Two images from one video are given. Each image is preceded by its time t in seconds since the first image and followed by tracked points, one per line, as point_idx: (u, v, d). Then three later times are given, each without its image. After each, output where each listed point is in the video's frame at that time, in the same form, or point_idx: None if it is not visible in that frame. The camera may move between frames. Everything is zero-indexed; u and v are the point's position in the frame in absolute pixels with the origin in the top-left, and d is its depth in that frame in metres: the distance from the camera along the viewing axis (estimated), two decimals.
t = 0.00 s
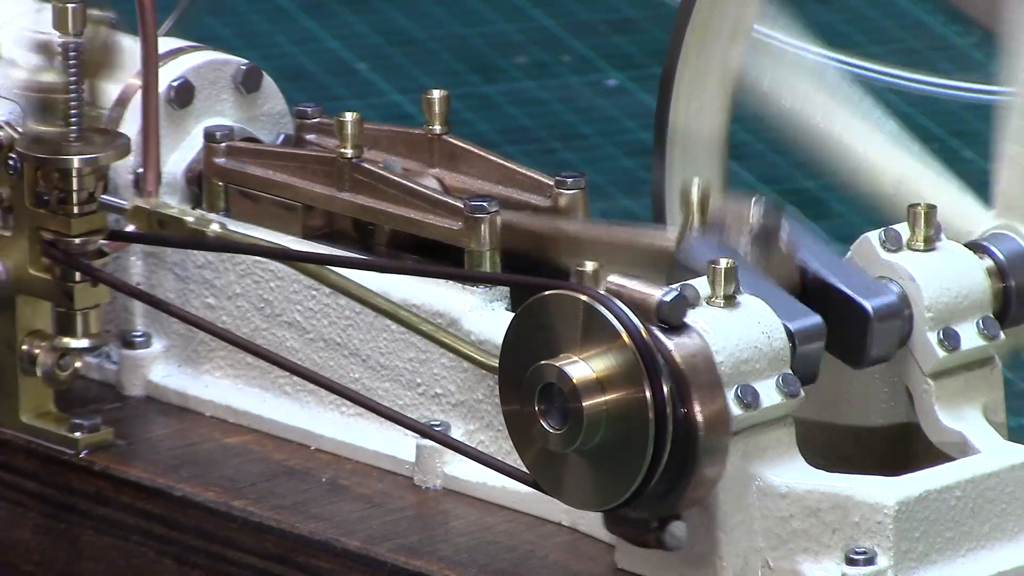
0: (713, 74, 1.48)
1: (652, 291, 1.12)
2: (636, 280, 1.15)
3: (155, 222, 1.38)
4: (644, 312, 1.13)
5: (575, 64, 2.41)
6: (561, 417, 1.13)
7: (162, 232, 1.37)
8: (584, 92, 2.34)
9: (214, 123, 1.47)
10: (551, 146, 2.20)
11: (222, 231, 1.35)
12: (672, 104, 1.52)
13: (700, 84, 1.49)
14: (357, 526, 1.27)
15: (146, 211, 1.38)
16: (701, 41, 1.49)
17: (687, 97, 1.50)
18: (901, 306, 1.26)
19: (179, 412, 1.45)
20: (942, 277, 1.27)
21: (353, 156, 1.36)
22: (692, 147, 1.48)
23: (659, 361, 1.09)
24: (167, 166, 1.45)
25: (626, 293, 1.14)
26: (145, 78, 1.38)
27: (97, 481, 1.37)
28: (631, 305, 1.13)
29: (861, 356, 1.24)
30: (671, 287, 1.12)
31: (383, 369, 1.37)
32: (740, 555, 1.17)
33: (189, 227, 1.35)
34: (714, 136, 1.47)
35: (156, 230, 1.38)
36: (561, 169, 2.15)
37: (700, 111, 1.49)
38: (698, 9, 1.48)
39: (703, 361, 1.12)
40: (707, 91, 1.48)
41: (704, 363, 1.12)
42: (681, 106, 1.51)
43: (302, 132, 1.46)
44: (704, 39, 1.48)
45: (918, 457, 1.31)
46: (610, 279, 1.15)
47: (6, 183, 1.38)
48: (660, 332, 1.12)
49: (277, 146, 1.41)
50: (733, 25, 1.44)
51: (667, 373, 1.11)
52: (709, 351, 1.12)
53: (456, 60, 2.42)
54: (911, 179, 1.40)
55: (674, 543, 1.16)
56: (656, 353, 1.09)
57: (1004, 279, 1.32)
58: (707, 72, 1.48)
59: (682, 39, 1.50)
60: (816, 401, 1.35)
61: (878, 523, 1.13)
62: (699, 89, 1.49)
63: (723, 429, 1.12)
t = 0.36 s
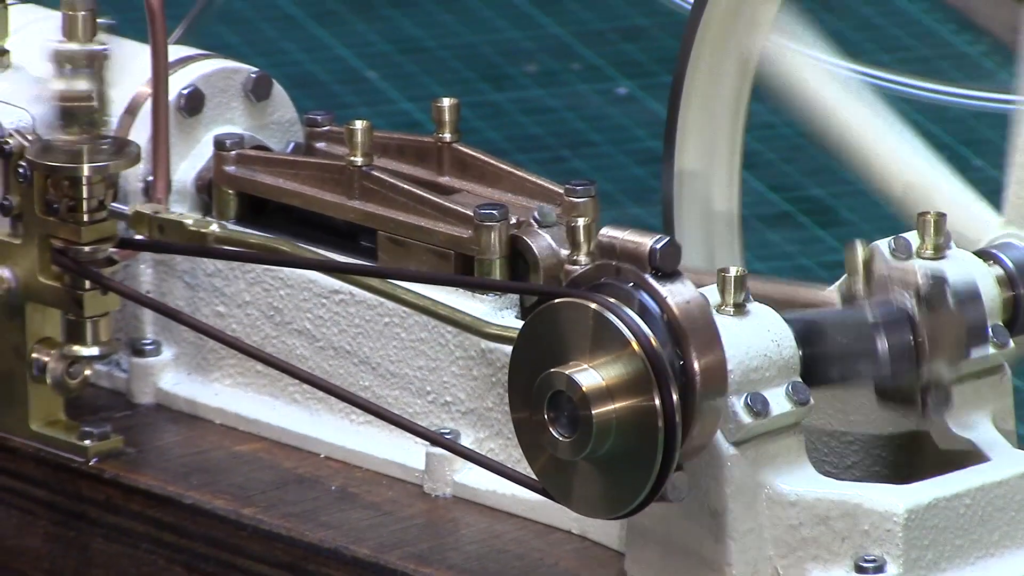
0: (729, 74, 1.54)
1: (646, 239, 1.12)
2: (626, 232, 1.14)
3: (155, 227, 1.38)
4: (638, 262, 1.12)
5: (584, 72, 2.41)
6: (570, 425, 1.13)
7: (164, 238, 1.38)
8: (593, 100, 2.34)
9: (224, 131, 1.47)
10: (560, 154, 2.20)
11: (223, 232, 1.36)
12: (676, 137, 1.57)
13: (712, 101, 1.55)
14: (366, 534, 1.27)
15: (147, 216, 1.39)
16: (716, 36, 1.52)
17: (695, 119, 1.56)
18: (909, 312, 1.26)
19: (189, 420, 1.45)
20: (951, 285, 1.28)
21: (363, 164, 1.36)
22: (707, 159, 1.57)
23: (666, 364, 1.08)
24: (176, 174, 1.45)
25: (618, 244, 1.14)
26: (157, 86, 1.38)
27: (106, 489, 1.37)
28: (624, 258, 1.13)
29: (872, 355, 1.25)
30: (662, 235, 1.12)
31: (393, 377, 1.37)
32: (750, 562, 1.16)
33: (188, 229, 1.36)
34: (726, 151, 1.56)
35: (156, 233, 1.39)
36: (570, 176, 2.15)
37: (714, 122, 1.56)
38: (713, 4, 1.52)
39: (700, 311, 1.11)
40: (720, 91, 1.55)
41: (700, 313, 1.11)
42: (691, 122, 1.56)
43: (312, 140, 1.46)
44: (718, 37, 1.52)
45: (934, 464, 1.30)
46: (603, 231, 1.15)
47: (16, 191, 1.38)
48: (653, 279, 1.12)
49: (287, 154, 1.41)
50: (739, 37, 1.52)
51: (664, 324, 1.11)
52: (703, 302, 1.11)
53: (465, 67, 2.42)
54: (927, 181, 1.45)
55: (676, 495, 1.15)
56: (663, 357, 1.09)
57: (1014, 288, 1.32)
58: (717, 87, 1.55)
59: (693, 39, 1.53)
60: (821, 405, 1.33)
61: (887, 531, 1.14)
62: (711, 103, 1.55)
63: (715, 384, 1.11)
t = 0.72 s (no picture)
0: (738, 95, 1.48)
1: (692, 288, 1.12)
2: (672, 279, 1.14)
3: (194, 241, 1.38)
4: (684, 310, 1.13)
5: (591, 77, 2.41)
6: (582, 432, 1.14)
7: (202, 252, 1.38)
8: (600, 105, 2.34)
9: (236, 139, 1.47)
10: (574, 162, 2.14)
11: (261, 250, 1.36)
12: (690, 143, 1.51)
13: (725, 100, 1.48)
14: (379, 542, 1.27)
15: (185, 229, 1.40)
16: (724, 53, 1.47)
17: (707, 118, 1.50)
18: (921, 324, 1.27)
19: (202, 427, 1.45)
20: (963, 292, 1.28)
21: (376, 171, 1.36)
22: (719, 169, 1.51)
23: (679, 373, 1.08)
24: (189, 181, 1.45)
25: (664, 291, 1.14)
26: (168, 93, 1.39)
27: (119, 496, 1.37)
28: (669, 305, 1.13)
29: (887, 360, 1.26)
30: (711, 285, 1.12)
31: (406, 384, 1.37)
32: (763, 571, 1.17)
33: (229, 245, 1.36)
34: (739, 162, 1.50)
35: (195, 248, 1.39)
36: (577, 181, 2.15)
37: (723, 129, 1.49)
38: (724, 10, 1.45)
39: (744, 359, 1.12)
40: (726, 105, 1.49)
41: (743, 359, 1.11)
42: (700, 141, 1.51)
43: (324, 147, 1.46)
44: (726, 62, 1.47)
45: (938, 472, 1.31)
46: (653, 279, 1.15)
47: (29, 198, 1.37)
48: (699, 328, 1.12)
49: (299, 161, 1.41)
50: (744, 66, 1.47)
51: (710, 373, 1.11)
52: (747, 349, 1.12)
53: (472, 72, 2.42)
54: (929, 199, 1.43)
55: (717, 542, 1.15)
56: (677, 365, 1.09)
57: None
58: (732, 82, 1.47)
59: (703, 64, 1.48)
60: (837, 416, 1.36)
61: (899, 538, 1.14)
62: (724, 108, 1.49)
63: (760, 431, 1.11)
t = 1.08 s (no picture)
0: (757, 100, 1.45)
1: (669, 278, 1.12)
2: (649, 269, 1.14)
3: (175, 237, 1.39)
4: (661, 301, 1.13)
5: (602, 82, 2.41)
6: (600, 441, 1.14)
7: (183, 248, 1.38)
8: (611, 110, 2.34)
9: (253, 146, 1.47)
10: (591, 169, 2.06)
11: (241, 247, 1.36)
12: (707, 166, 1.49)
13: (743, 94, 1.45)
14: (396, 549, 1.27)
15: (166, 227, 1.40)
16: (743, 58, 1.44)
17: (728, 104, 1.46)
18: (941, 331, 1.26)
19: (218, 435, 1.45)
20: (979, 301, 1.27)
21: (393, 179, 1.36)
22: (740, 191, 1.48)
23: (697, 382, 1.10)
24: (205, 189, 1.45)
25: (641, 282, 1.14)
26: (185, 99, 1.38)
27: (135, 503, 1.37)
28: (647, 296, 1.13)
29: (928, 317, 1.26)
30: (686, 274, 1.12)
31: (422, 392, 1.37)
32: None
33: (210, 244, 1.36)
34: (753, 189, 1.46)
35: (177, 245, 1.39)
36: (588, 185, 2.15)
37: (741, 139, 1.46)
38: None
39: (719, 350, 1.12)
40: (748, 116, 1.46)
41: (722, 353, 1.12)
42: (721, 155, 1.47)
43: (341, 155, 1.46)
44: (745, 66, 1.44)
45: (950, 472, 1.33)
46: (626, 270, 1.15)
47: (46, 206, 1.38)
48: (675, 318, 1.12)
49: (316, 168, 1.41)
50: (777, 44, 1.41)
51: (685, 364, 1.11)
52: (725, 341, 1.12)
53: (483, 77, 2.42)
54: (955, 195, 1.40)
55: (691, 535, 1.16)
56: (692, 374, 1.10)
57: None
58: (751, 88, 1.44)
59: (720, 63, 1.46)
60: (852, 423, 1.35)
61: (915, 546, 1.14)
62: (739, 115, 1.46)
63: (735, 421, 1.12)
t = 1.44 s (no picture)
0: (766, 100, 1.45)
1: (709, 268, 1.13)
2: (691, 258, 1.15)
3: (218, 253, 1.37)
4: (703, 292, 1.13)
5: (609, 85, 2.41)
6: (612, 446, 1.14)
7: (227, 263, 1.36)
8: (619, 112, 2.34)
9: (266, 151, 1.47)
10: (604, 175, 2.10)
11: (285, 259, 1.35)
12: (717, 155, 1.50)
13: (751, 105, 1.46)
14: (408, 555, 1.27)
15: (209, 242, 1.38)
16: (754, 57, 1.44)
17: (738, 111, 1.47)
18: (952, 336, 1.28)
19: (231, 440, 1.45)
20: (992, 306, 1.29)
21: (405, 184, 1.36)
22: (748, 184, 1.49)
23: (708, 386, 1.09)
24: (218, 195, 1.45)
25: (683, 273, 1.14)
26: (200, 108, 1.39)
27: (148, 509, 1.37)
28: (689, 287, 1.14)
29: (923, 382, 1.25)
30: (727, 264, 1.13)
31: (434, 398, 1.37)
32: None
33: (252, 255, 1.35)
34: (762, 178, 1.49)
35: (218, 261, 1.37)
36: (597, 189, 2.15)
37: (754, 127, 1.47)
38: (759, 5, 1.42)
39: (763, 339, 1.12)
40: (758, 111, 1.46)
41: (767, 344, 1.12)
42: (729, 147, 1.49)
43: (354, 160, 1.46)
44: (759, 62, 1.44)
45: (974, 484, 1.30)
46: (669, 261, 1.16)
47: (58, 211, 1.38)
48: (717, 308, 1.12)
49: (329, 174, 1.41)
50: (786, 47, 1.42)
51: (729, 355, 1.11)
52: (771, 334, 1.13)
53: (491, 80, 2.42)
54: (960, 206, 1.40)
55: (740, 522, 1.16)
56: (705, 378, 1.10)
57: None
58: (763, 83, 1.45)
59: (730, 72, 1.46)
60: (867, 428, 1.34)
61: (928, 551, 1.14)
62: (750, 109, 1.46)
63: (782, 411, 1.12)
